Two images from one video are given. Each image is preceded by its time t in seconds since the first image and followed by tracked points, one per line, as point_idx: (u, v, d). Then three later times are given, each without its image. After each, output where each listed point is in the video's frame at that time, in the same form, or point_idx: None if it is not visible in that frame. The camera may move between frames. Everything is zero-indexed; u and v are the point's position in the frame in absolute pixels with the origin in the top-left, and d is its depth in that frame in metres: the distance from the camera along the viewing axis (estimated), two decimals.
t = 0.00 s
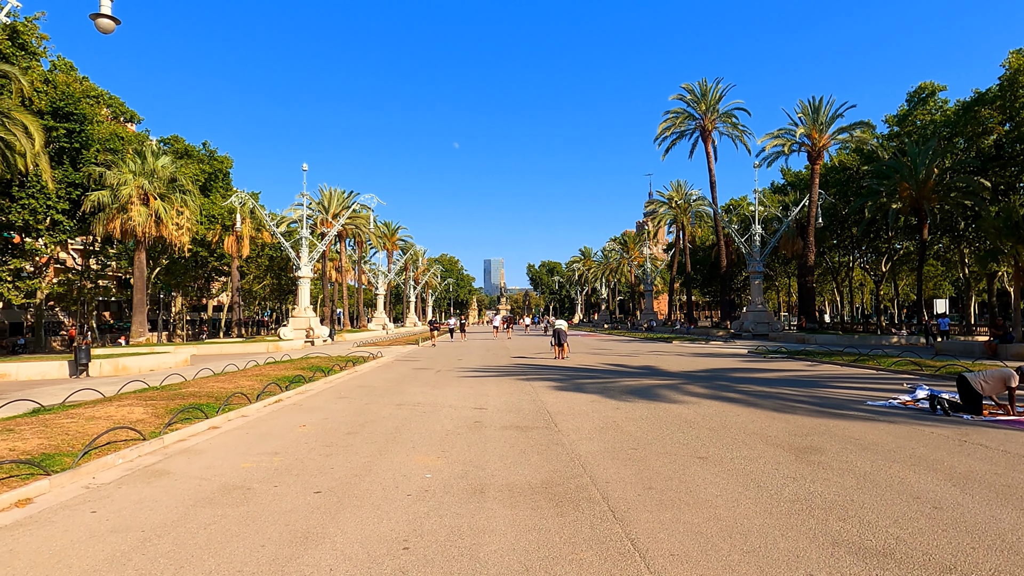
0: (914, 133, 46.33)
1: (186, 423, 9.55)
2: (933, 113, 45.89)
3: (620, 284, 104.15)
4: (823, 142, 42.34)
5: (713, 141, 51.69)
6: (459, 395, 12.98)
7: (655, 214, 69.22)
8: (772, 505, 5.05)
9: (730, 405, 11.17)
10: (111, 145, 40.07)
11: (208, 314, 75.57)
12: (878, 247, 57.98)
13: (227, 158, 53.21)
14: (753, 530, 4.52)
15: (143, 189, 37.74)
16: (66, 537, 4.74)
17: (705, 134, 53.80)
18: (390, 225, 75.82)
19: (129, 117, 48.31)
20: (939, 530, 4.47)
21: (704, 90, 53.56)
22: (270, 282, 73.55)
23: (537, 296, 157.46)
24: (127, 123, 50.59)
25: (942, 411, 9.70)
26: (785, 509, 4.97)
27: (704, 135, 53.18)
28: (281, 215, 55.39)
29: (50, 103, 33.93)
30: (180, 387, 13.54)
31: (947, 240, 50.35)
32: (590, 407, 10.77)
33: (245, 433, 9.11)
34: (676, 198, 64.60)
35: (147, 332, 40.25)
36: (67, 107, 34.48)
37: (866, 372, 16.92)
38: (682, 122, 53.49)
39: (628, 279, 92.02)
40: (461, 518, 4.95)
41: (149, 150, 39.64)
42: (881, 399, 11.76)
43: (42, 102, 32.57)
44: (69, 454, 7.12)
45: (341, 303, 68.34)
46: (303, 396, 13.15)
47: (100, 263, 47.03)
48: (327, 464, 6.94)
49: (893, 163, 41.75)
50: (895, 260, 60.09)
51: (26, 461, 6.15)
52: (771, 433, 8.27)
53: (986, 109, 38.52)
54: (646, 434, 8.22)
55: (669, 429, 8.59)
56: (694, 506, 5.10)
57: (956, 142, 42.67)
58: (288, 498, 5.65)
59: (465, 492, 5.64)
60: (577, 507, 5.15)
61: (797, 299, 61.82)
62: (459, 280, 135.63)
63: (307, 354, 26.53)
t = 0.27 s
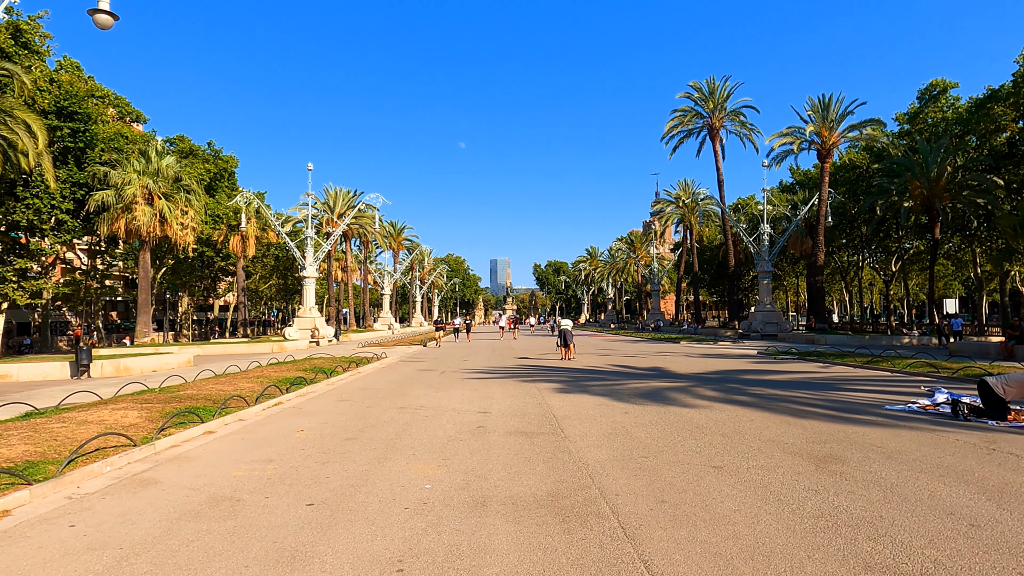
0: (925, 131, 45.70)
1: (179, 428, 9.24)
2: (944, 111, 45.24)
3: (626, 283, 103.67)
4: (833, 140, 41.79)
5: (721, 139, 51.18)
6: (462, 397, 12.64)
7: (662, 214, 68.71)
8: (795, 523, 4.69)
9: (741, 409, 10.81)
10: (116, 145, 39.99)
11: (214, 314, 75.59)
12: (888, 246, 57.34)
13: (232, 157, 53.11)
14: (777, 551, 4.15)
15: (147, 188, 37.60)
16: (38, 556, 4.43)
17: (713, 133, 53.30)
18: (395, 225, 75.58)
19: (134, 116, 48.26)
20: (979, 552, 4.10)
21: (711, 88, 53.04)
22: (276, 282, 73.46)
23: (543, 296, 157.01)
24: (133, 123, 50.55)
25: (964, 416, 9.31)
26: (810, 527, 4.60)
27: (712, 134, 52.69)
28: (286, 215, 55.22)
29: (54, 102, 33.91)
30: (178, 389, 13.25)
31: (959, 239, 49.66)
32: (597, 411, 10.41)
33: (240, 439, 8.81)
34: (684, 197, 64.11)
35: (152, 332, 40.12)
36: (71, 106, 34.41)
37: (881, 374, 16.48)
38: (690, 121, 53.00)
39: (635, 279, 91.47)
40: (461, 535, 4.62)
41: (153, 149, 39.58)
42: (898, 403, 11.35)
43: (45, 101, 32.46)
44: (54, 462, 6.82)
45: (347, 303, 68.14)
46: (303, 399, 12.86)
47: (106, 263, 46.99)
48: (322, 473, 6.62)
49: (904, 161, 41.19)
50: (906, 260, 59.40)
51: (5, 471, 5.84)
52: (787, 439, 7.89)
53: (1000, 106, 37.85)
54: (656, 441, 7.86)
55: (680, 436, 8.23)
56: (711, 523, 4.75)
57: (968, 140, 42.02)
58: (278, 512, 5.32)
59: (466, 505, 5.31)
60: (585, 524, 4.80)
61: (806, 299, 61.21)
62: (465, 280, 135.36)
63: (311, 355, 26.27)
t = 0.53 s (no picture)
0: (935, 128, 45.13)
1: (172, 430, 8.94)
2: (955, 108, 44.65)
3: (632, 283, 103.18)
4: (842, 137, 41.28)
5: (728, 138, 50.74)
6: (465, 399, 12.31)
7: (668, 213, 68.27)
8: (821, 537, 4.34)
9: (753, 410, 10.48)
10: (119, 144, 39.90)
11: (220, 314, 75.58)
12: (897, 244, 56.75)
13: (236, 157, 52.97)
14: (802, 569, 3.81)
15: (150, 187, 37.48)
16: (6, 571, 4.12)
17: (720, 131, 52.85)
18: (401, 224, 75.34)
19: (139, 116, 48.20)
20: None
21: (718, 86, 52.60)
22: (281, 282, 73.34)
23: (549, 296, 156.62)
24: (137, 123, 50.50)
25: (986, 419, 8.93)
26: (836, 542, 4.26)
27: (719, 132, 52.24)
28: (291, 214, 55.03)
29: (57, 101, 33.81)
30: (175, 390, 12.97)
31: (969, 237, 49.07)
32: (605, 413, 10.06)
33: (234, 442, 8.51)
34: (690, 196, 63.63)
35: (156, 332, 39.98)
36: (74, 105, 34.30)
37: (895, 374, 16.08)
38: (696, 119, 52.57)
39: (641, 279, 90.99)
40: (461, 550, 4.29)
41: (157, 148, 39.42)
42: (916, 404, 10.95)
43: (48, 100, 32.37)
44: (37, 467, 6.52)
45: (352, 303, 67.97)
46: (302, 400, 12.59)
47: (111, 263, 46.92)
48: (316, 479, 6.30)
49: (914, 158, 40.65)
50: (915, 259, 58.79)
51: None
52: (804, 443, 7.53)
53: (1012, 103, 37.27)
54: (667, 445, 7.52)
55: (691, 439, 7.90)
56: (728, 536, 4.42)
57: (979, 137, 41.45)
58: (267, 522, 5.01)
59: (467, 516, 4.99)
60: (593, 537, 4.47)
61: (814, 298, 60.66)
62: (470, 280, 135.14)
63: (315, 355, 26.02)
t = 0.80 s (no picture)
0: (946, 125, 44.52)
1: (165, 435, 8.63)
2: (966, 105, 44.04)
3: (638, 283, 102.70)
4: (851, 135, 40.76)
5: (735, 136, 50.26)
6: (469, 402, 11.97)
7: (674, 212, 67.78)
8: (854, 559, 3.98)
9: (767, 414, 10.10)
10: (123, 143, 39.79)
11: (225, 314, 75.48)
12: (907, 243, 56.12)
13: (241, 156, 52.82)
14: None
15: (154, 186, 37.33)
16: None
17: (727, 129, 52.36)
18: (406, 224, 75.11)
19: (144, 116, 48.13)
20: None
21: (725, 83, 52.13)
22: (286, 282, 73.21)
23: (555, 296, 156.19)
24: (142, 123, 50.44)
25: (1014, 424, 8.52)
26: (872, 565, 3.89)
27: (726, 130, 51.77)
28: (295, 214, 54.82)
29: (60, 100, 33.73)
30: (172, 392, 12.67)
31: (980, 236, 48.42)
32: (613, 417, 9.70)
33: (229, 447, 8.20)
34: (697, 194, 63.13)
35: (160, 332, 39.83)
36: (78, 105, 34.22)
37: (911, 376, 15.65)
38: (703, 117, 52.13)
39: (647, 278, 90.44)
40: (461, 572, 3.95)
41: (161, 147, 39.30)
42: (937, 408, 10.55)
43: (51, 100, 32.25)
44: (18, 475, 6.21)
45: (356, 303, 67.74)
46: (303, 403, 12.29)
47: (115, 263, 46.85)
48: (311, 490, 5.97)
49: (925, 156, 40.10)
50: (925, 258, 58.15)
51: None
52: (825, 451, 7.15)
53: None
54: (680, 452, 7.16)
55: (705, 446, 7.54)
56: (752, 557, 4.06)
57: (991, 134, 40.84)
58: (255, 538, 4.67)
59: (469, 532, 4.64)
60: (606, 557, 4.12)
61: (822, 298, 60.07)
62: (476, 279, 134.91)
63: (319, 355, 25.75)
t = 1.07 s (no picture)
0: (959, 122, 43.86)
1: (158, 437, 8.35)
2: (979, 102, 43.36)
3: (646, 282, 102.17)
4: (863, 132, 40.20)
5: (744, 133, 49.75)
6: (474, 403, 11.65)
7: (683, 211, 67.21)
8: None
9: (782, 417, 9.72)
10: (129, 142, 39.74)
11: (232, 314, 75.46)
12: (919, 242, 55.42)
13: (248, 155, 52.74)
14: None
15: (160, 186, 37.28)
16: None
17: (736, 127, 51.84)
18: (413, 223, 74.90)
19: (151, 116, 48.13)
20: None
21: (734, 81, 51.62)
22: (293, 282, 73.15)
23: (562, 296, 155.69)
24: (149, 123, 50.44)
25: None
26: None
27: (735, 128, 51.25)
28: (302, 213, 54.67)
29: (66, 99, 33.67)
30: (171, 393, 12.40)
31: (994, 235, 47.69)
32: (622, 420, 9.35)
33: (224, 451, 7.91)
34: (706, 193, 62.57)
35: (166, 332, 39.71)
36: (84, 104, 34.14)
37: (928, 378, 15.20)
38: (712, 115, 51.63)
39: (655, 278, 89.83)
40: None
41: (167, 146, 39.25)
42: (961, 411, 10.12)
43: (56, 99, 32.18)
44: None
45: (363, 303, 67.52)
46: (304, 404, 12.01)
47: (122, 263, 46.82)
48: (303, 498, 5.65)
49: (938, 153, 39.49)
50: (937, 257, 57.40)
51: None
52: (847, 457, 6.78)
53: None
54: (693, 458, 6.80)
55: (719, 451, 7.19)
56: None
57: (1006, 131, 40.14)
58: (240, 552, 4.37)
59: (469, 547, 4.31)
60: None
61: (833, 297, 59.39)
62: (483, 279, 134.68)
63: (324, 355, 25.52)
